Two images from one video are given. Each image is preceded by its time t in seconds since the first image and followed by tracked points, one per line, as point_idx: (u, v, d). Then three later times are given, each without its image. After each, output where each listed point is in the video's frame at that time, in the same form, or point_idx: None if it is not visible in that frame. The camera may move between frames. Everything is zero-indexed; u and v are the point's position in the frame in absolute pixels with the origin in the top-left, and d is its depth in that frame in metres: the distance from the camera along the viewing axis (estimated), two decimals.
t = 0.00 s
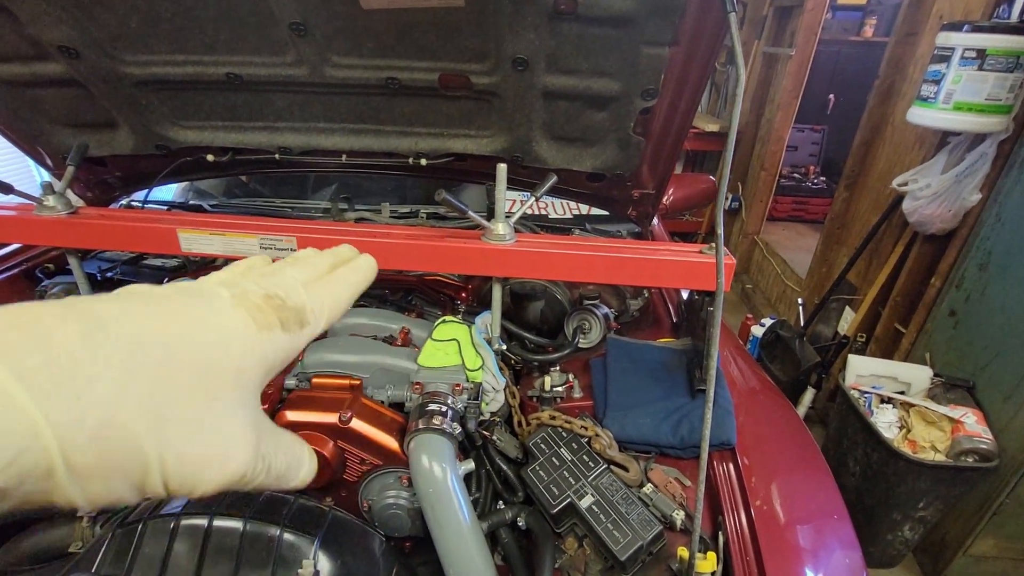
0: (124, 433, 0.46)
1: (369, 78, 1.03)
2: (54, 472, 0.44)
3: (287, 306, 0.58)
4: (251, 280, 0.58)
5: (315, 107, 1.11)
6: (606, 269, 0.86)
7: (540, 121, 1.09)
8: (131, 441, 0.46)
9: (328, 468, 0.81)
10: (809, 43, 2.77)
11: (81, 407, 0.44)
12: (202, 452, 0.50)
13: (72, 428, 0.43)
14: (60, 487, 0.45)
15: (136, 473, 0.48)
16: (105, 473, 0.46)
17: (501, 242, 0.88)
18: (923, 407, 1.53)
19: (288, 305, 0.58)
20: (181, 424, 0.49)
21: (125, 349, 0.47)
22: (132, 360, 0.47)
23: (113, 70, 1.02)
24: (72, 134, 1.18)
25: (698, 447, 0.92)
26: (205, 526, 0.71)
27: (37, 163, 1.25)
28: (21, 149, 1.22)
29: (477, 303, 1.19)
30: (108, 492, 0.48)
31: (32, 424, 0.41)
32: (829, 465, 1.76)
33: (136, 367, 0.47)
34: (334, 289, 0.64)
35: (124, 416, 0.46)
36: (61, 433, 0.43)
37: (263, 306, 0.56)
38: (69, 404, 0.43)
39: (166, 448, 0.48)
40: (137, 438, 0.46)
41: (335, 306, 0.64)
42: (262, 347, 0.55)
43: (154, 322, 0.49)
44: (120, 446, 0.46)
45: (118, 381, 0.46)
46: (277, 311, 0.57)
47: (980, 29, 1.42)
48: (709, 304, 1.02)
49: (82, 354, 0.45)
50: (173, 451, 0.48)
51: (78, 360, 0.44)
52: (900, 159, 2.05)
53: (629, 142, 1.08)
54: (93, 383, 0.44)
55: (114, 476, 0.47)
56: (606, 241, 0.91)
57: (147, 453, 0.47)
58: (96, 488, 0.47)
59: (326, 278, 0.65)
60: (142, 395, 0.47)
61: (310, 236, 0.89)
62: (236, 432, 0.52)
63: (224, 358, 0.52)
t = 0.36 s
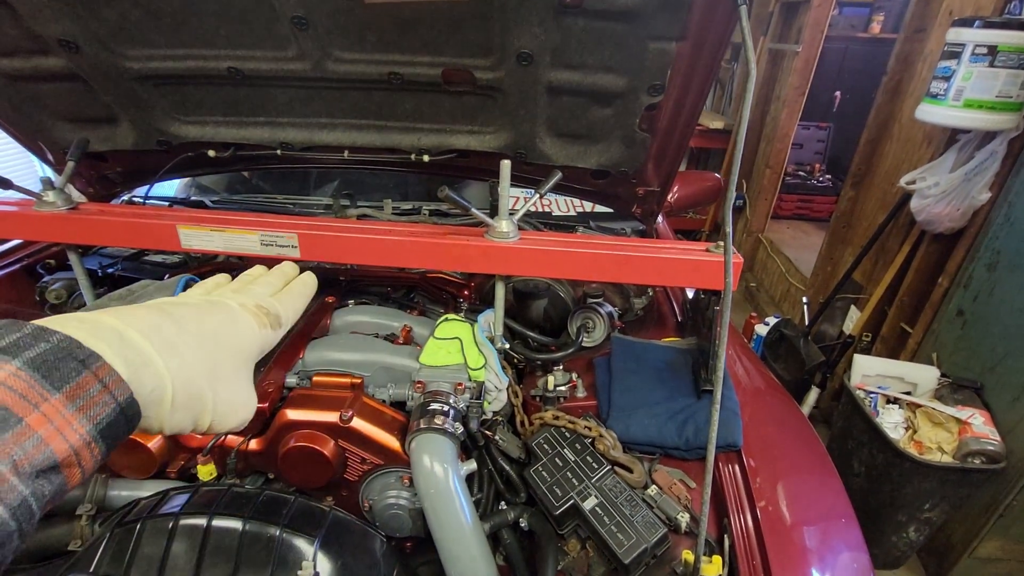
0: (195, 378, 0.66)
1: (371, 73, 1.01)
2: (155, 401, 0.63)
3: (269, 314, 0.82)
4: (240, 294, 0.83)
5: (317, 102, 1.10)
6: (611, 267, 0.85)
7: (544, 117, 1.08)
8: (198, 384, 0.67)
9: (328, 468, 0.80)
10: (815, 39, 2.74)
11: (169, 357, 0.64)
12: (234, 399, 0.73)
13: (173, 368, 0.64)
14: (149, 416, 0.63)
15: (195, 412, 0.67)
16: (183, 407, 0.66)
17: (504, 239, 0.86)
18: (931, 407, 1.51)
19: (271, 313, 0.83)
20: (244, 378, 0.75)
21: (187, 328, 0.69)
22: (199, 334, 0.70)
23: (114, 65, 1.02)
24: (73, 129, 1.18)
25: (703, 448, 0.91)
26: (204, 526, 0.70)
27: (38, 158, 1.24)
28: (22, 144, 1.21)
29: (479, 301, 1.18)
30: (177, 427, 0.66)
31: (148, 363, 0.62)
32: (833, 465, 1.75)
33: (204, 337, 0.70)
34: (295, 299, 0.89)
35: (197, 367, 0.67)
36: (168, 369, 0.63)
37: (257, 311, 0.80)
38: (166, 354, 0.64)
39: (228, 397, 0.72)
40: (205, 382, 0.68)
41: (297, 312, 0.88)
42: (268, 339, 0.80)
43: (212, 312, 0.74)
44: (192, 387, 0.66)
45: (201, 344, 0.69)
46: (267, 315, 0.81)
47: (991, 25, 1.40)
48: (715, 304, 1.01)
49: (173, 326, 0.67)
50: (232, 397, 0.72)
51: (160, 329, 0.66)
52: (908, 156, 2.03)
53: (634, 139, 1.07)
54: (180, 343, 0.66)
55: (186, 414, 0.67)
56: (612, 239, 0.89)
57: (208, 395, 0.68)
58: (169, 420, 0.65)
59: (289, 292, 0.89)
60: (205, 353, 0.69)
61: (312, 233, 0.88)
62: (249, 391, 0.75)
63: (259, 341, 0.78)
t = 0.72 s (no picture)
0: (171, 381, 0.62)
1: (374, 70, 1.01)
2: (128, 405, 0.59)
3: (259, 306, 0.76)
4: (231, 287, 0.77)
5: (319, 100, 1.10)
6: (614, 267, 0.84)
7: (548, 115, 1.07)
8: (175, 386, 0.62)
9: (328, 467, 0.80)
10: (821, 38, 2.72)
11: (138, 358, 0.60)
12: (224, 399, 0.67)
13: (143, 371, 0.60)
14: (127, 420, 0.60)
15: (176, 414, 0.63)
16: (162, 410, 0.62)
17: (507, 239, 0.86)
18: (935, 409, 1.50)
19: (260, 305, 0.76)
20: (229, 378, 0.69)
21: (165, 325, 0.64)
22: (176, 332, 0.65)
23: (116, 61, 1.01)
24: (75, 125, 1.17)
25: (706, 450, 0.90)
26: (203, 525, 0.70)
27: (41, 155, 1.24)
28: (25, 141, 1.21)
29: (481, 301, 1.17)
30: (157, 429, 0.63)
31: (114, 367, 0.58)
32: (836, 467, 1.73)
33: (182, 335, 0.65)
34: (296, 291, 0.82)
35: (173, 369, 0.62)
36: (138, 372, 0.59)
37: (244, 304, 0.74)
38: (136, 355, 0.60)
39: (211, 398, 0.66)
40: (183, 383, 0.63)
41: (295, 304, 0.81)
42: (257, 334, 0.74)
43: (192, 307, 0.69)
44: (170, 389, 0.62)
45: (178, 342, 0.64)
46: (255, 309, 0.74)
47: (1000, 23, 1.39)
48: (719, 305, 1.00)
49: (148, 325, 0.63)
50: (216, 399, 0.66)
51: (132, 329, 0.61)
52: (914, 156, 2.01)
53: (638, 137, 1.06)
54: (154, 343, 0.62)
55: (166, 417, 0.63)
56: (616, 239, 0.89)
57: (187, 396, 0.63)
58: (147, 424, 0.62)
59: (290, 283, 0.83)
60: (182, 353, 0.64)
61: (313, 231, 0.88)
62: (238, 390, 0.70)
63: (243, 338, 0.71)
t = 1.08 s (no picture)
0: (134, 400, 0.50)
1: (376, 68, 1.01)
2: (82, 426, 0.49)
3: (259, 328, 0.62)
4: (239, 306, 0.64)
5: (322, 98, 1.10)
6: (614, 266, 0.84)
7: (550, 114, 1.07)
8: (135, 409, 0.50)
9: (330, 463, 0.80)
10: (823, 37, 2.72)
11: (98, 372, 0.50)
12: (190, 433, 0.52)
13: (104, 387, 0.50)
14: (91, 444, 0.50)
15: (139, 446, 0.51)
16: (121, 437, 0.50)
17: (508, 237, 0.86)
18: (935, 409, 1.50)
19: (261, 327, 0.62)
20: (214, 408, 0.55)
21: (146, 339, 0.54)
22: (153, 346, 0.54)
23: (119, 59, 1.02)
24: (78, 123, 1.18)
25: (705, 449, 0.90)
26: (205, 520, 0.70)
27: (43, 152, 1.24)
28: (28, 138, 1.22)
29: (482, 299, 1.18)
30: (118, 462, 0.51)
31: (67, 379, 0.48)
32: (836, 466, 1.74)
33: (159, 350, 0.54)
34: (316, 310, 0.67)
35: (137, 388, 0.51)
36: (90, 387, 0.49)
37: (245, 323, 0.61)
38: (100, 367, 0.50)
39: (182, 431, 0.52)
40: (147, 408, 0.51)
41: (309, 328, 0.66)
42: (251, 361, 0.60)
43: (185, 320, 0.58)
44: (128, 413, 0.50)
45: (150, 358, 0.53)
46: (251, 331, 0.61)
47: (1003, 24, 1.39)
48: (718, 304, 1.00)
49: (128, 333, 0.53)
50: (187, 432, 0.52)
51: (108, 335, 0.52)
52: (916, 156, 2.01)
53: (639, 137, 1.06)
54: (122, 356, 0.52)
55: (129, 448, 0.51)
56: (616, 237, 0.89)
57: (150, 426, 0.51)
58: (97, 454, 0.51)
59: (312, 299, 0.69)
60: (154, 371, 0.52)
61: (315, 229, 0.88)
62: (210, 423, 0.54)
63: (230, 360, 0.58)
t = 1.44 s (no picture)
0: (84, 243, 0.47)
1: (382, 73, 1.02)
2: (17, 252, 0.45)
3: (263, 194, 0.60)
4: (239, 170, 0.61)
5: (327, 101, 1.11)
6: (616, 269, 0.85)
7: (552, 118, 1.08)
8: (88, 253, 0.47)
9: (334, 463, 0.81)
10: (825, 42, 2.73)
11: (48, 198, 0.45)
12: (161, 292, 0.51)
13: (46, 216, 0.45)
14: (20, 276, 0.46)
15: (83, 292, 0.48)
16: (62, 277, 0.47)
17: (511, 240, 0.87)
18: (935, 413, 1.51)
19: (264, 194, 0.60)
20: (186, 268, 0.52)
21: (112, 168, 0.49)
22: (141, 191, 0.50)
23: (128, 63, 1.03)
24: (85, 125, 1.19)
25: (706, 450, 0.91)
26: (212, 518, 0.71)
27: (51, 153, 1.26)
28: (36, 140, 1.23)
29: (484, 301, 1.19)
30: (59, 307, 0.48)
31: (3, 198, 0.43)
32: (836, 469, 1.74)
33: (128, 188, 0.49)
34: (328, 190, 0.66)
35: (94, 227, 0.47)
36: (62, 220, 0.45)
37: (245, 187, 0.58)
38: (50, 191, 0.45)
39: (142, 294, 0.50)
40: (101, 254, 0.47)
41: (321, 205, 0.65)
42: (246, 226, 0.57)
43: (180, 171, 0.54)
44: (76, 254, 0.47)
45: (114, 196, 0.48)
46: (254, 194, 0.59)
47: (1003, 29, 1.40)
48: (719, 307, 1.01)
49: (92, 157, 0.48)
50: (146, 294, 0.50)
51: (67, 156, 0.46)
52: (917, 160, 2.02)
53: (641, 141, 1.07)
54: (82, 182, 0.47)
55: (73, 290, 0.48)
56: (618, 241, 0.90)
57: (103, 275, 0.48)
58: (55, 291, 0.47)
59: (329, 178, 0.68)
60: (118, 212, 0.48)
61: (320, 231, 0.90)
62: (190, 285, 0.52)
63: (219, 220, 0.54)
